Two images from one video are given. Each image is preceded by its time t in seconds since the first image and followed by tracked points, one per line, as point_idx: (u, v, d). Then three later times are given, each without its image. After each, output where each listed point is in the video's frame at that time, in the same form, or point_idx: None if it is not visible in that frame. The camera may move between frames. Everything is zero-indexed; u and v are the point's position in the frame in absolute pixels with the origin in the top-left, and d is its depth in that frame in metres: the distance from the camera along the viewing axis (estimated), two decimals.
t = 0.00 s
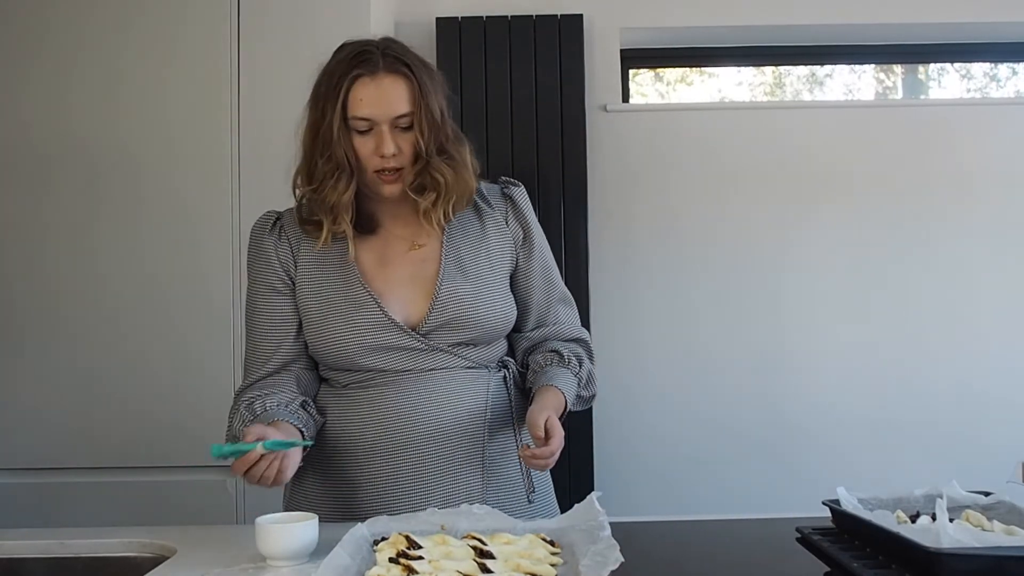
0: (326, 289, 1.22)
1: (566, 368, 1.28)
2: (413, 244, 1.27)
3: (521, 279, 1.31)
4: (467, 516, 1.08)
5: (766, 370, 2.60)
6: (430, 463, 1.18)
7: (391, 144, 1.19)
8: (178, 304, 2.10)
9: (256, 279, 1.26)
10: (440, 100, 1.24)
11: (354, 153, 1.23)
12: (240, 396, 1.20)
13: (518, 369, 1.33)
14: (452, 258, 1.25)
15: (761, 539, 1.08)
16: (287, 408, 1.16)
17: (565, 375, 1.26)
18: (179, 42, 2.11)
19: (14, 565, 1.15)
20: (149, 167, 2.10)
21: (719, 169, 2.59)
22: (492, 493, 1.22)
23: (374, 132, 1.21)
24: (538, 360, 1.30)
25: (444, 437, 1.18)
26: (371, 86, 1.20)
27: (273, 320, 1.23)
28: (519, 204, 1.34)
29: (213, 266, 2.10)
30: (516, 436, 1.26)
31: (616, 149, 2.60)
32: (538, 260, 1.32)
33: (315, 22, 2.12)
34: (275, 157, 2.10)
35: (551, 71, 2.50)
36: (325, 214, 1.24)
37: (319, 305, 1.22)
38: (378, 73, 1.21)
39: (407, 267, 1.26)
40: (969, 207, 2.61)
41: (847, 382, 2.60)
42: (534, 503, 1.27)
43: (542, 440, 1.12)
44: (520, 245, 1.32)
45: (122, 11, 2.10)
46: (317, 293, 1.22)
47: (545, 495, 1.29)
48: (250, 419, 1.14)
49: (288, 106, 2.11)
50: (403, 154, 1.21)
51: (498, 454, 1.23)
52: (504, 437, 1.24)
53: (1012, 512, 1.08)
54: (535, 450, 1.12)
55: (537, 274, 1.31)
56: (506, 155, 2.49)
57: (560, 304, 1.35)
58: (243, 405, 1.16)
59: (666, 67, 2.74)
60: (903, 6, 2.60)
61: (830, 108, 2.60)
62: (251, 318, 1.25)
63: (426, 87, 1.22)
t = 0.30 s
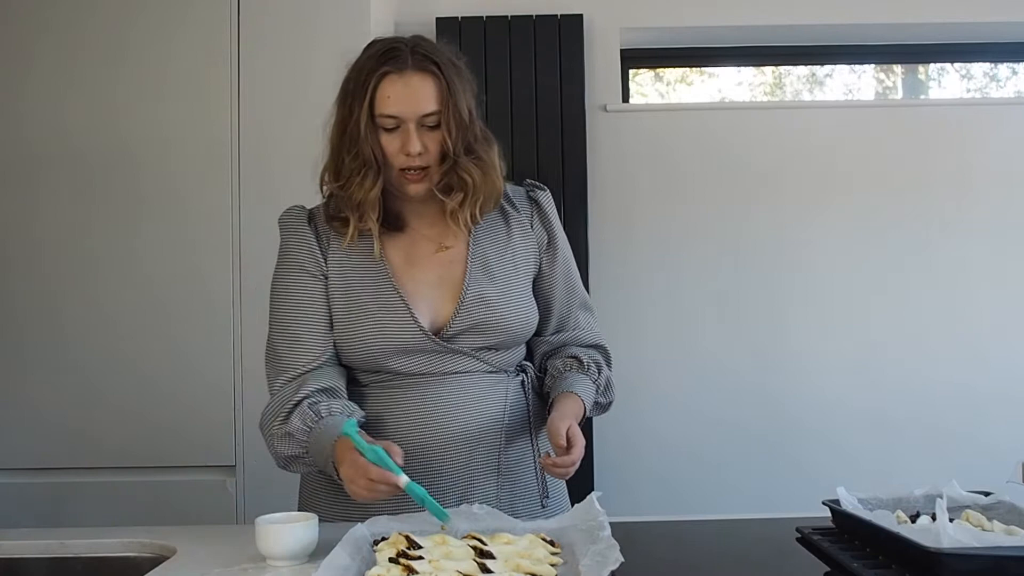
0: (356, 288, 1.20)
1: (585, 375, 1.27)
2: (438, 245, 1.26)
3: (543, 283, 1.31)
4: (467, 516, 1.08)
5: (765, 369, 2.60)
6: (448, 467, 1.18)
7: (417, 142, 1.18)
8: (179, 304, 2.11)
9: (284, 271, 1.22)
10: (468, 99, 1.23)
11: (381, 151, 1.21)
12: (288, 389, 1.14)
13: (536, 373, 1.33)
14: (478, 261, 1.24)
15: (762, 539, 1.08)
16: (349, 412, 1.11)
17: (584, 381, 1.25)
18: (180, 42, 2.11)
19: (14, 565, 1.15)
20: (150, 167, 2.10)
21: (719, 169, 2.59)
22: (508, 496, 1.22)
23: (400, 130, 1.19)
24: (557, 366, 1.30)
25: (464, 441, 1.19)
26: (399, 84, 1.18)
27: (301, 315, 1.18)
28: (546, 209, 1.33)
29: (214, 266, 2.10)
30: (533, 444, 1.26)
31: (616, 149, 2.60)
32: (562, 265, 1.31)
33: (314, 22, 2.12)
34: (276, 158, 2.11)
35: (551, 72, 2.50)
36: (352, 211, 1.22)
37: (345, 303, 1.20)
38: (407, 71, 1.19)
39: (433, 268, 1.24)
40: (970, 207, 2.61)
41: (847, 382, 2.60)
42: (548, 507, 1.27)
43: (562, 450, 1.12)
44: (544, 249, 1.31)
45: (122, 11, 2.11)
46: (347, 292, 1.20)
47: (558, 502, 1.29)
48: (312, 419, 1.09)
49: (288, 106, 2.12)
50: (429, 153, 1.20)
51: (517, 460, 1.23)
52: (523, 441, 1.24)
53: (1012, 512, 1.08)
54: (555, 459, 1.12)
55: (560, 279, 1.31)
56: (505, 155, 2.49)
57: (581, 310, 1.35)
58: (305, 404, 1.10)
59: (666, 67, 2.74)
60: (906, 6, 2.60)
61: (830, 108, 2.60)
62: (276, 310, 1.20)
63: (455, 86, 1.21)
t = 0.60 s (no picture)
0: (379, 288, 1.19)
1: (605, 379, 1.27)
2: (462, 246, 1.26)
3: (566, 286, 1.31)
4: (466, 515, 1.08)
5: (764, 370, 2.60)
6: (472, 468, 1.18)
7: (442, 141, 1.16)
8: (179, 303, 2.11)
9: (304, 268, 1.21)
10: (495, 97, 1.21)
11: (408, 150, 1.20)
12: (295, 387, 1.14)
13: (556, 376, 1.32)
14: (503, 263, 1.24)
15: (762, 539, 1.08)
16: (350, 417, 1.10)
17: (603, 385, 1.25)
18: (180, 43, 2.12)
19: (14, 565, 1.14)
20: (151, 168, 2.11)
21: (718, 169, 2.59)
22: (529, 496, 1.23)
23: (425, 128, 1.17)
24: (577, 369, 1.29)
25: (488, 443, 1.19)
26: (424, 81, 1.17)
27: (324, 315, 1.17)
28: (570, 213, 1.34)
29: (215, 266, 2.11)
30: (553, 448, 1.27)
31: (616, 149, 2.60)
32: (585, 269, 1.32)
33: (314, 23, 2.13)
34: (275, 160, 2.13)
35: (551, 72, 2.50)
36: (380, 209, 1.22)
37: (368, 303, 1.19)
38: (434, 69, 1.17)
39: (459, 269, 1.24)
40: (969, 207, 2.61)
41: (846, 382, 2.60)
42: (567, 508, 1.28)
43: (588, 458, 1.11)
44: (568, 252, 1.32)
45: (123, 12, 2.12)
46: (370, 292, 1.19)
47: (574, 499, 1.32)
48: (316, 420, 1.08)
49: (289, 107, 2.13)
50: (455, 152, 1.18)
51: (538, 462, 1.24)
52: (543, 443, 1.25)
53: (1012, 512, 1.08)
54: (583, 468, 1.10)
55: (584, 282, 1.31)
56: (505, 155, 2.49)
57: (600, 313, 1.35)
58: (311, 404, 1.10)
59: (666, 67, 2.74)
60: (907, 6, 2.60)
61: (829, 108, 2.60)
62: (298, 309, 1.18)
63: (481, 84, 1.19)
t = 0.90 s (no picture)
0: (391, 287, 1.20)
1: (616, 379, 1.27)
2: (473, 246, 1.25)
3: (577, 285, 1.31)
4: (466, 515, 1.08)
5: (764, 370, 2.60)
6: (485, 467, 1.18)
7: (452, 140, 1.16)
8: (179, 303, 2.11)
9: (317, 268, 1.21)
10: (506, 98, 1.21)
11: (418, 149, 1.20)
12: (312, 387, 1.13)
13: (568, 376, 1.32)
14: (514, 262, 1.24)
15: (762, 539, 1.08)
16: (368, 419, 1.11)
17: (614, 385, 1.25)
18: (180, 43, 2.12)
19: (14, 565, 1.14)
20: (151, 168, 2.11)
21: (717, 169, 2.59)
22: (542, 496, 1.22)
23: (435, 127, 1.18)
24: (588, 369, 1.29)
25: (501, 442, 1.19)
26: (435, 80, 1.17)
27: (333, 313, 1.18)
28: (581, 212, 1.34)
29: (215, 267, 2.12)
30: (568, 448, 1.27)
31: (617, 149, 2.60)
32: (597, 267, 1.32)
33: (313, 23, 2.14)
34: (275, 160, 2.13)
35: (551, 72, 2.50)
36: (389, 209, 1.22)
37: (379, 303, 1.19)
38: (445, 68, 1.18)
39: (470, 269, 1.24)
40: (969, 207, 2.61)
41: (846, 382, 2.60)
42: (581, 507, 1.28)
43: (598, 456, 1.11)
44: (579, 251, 1.32)
45: (123, 12, 2.12)
46: (382, 291, 1.20)
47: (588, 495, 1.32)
48: (333, 420, 1.09)
49: (289, 107, 2.13)
50: (465, 151, 1.18)
51: (551, 462, 1.23)
52: (556, 443, 1.25)
53: (1012, 512, 1.08)
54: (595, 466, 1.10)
55: (595, 281, 1.31)
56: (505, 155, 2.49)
57: (612, 312, 1.35)
58: (327, 402, 1.10)
59: (666, 67, 2.74)
60: (907, 6, 2.60)
61: (829, 107, 2.60)
62: (311, 308, 1.19)
63: (492, 83, 1.19)
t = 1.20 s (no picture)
0: (392, 286, 1.20)
1: (619, 381, 1.27)
2: (476, 246, 1.25)
3: (581, 287, 1.31)
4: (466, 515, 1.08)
5: (764, 370, 2.60)
6: (486, 467, 1.18)
7: (455, 139, 1.16)
8: (179, 303, 2.11)
9: (320, 267, 1.21)
10: (510, 96, 1.21)
11: (421, 148, 1.20)
12: (310, 387, 1.14)
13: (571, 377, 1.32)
14: (517, 263, 1.24)
15: (762, 539, 1.08)
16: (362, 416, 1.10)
17: (617, 388, 1.25)
18: (179, 43, 2.12)
19: (14, 565, 1.14)
20: (152, 168, 2.11)
21: (717, 169, 2.59)
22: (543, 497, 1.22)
23: (439, 125, 1.18)
24: (591, 371, 1.29)
25: (502, 442, 1.19)
26: (439, 78, 1.17)
27: (335, 312, 1.18)
28: (586, 213, 1.34)
29: (215, 267, 2.11)
30: (569, 450, 1.27)
31: (617, 149, 2.60)
32: (601, 269, 1.31)
33: (313, 23, 2.14)
34: (275, 160, 2.13)
35: (551, 72, 2.50)
36: (393, 207, 1.22)
37: (381, 301, 1.19)
38: (448, 66, 1.18)
39: (473, 268, 1.24)
40: (969, 207, 2.61)
41: (846, 382, 2.60)
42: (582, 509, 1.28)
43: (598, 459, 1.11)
44: (584, 253, 1.32)
45: (123, 12, 2.12)
46: (383, 291, 1.20)
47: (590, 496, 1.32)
48: (329, 418, 1.09)
49: (289, 107, 2.13)
50: (469, 150, 1.18)
51: (553, 463, 1.23)
52: (558, 445, 1.25)
53: (1012, 512, 1.08)
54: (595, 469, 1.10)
55: (599, 283, 1.31)
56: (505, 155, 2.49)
57: (616, 315, 1.35)
58: (325, 402, 1.11)
59: (666, 67, 2.74)
60: (907, 6, 2.60)
61: (829, 107, 2.60)
62: (314, 307, 1.19)
63: (496, 82, 1.19)
